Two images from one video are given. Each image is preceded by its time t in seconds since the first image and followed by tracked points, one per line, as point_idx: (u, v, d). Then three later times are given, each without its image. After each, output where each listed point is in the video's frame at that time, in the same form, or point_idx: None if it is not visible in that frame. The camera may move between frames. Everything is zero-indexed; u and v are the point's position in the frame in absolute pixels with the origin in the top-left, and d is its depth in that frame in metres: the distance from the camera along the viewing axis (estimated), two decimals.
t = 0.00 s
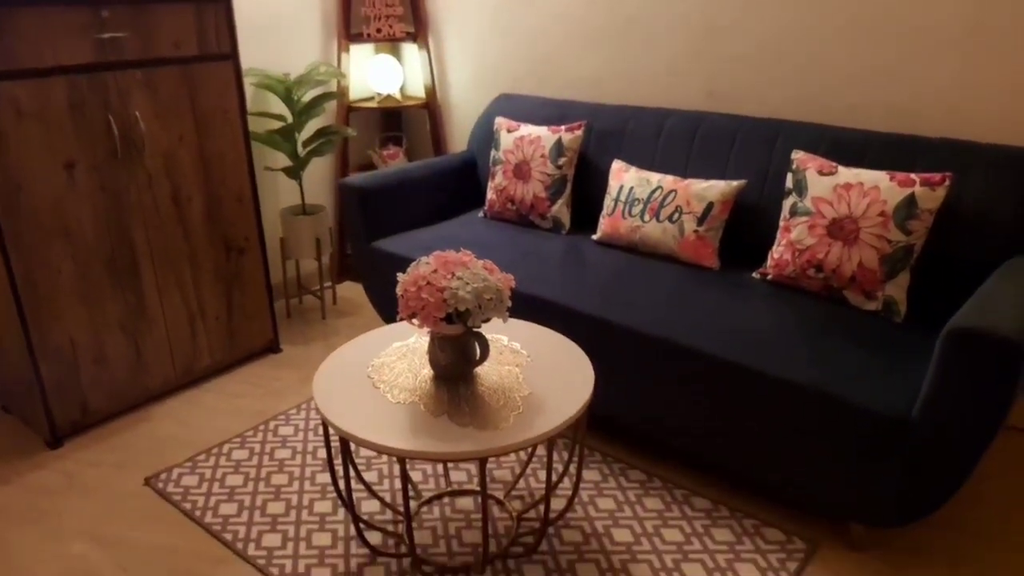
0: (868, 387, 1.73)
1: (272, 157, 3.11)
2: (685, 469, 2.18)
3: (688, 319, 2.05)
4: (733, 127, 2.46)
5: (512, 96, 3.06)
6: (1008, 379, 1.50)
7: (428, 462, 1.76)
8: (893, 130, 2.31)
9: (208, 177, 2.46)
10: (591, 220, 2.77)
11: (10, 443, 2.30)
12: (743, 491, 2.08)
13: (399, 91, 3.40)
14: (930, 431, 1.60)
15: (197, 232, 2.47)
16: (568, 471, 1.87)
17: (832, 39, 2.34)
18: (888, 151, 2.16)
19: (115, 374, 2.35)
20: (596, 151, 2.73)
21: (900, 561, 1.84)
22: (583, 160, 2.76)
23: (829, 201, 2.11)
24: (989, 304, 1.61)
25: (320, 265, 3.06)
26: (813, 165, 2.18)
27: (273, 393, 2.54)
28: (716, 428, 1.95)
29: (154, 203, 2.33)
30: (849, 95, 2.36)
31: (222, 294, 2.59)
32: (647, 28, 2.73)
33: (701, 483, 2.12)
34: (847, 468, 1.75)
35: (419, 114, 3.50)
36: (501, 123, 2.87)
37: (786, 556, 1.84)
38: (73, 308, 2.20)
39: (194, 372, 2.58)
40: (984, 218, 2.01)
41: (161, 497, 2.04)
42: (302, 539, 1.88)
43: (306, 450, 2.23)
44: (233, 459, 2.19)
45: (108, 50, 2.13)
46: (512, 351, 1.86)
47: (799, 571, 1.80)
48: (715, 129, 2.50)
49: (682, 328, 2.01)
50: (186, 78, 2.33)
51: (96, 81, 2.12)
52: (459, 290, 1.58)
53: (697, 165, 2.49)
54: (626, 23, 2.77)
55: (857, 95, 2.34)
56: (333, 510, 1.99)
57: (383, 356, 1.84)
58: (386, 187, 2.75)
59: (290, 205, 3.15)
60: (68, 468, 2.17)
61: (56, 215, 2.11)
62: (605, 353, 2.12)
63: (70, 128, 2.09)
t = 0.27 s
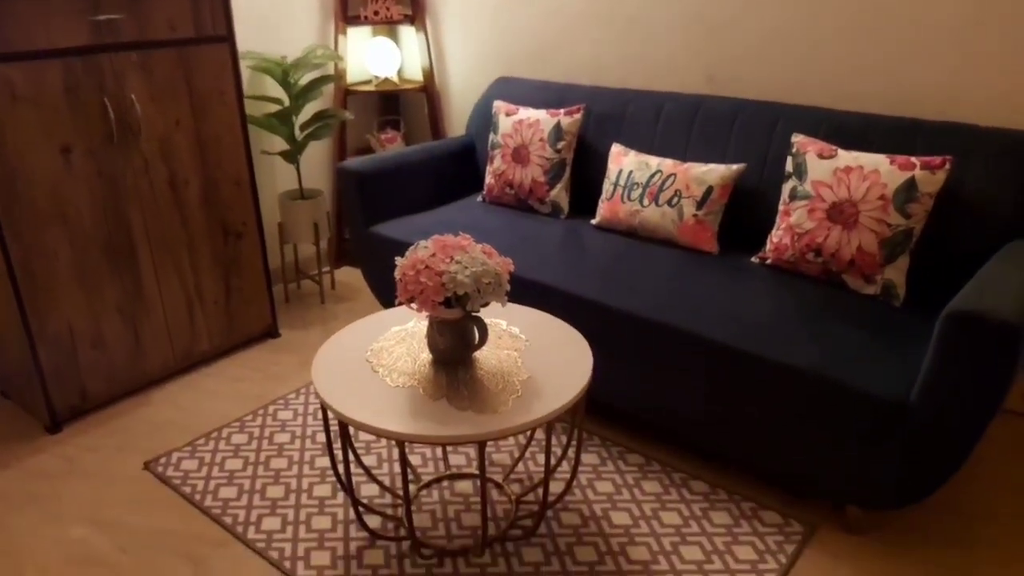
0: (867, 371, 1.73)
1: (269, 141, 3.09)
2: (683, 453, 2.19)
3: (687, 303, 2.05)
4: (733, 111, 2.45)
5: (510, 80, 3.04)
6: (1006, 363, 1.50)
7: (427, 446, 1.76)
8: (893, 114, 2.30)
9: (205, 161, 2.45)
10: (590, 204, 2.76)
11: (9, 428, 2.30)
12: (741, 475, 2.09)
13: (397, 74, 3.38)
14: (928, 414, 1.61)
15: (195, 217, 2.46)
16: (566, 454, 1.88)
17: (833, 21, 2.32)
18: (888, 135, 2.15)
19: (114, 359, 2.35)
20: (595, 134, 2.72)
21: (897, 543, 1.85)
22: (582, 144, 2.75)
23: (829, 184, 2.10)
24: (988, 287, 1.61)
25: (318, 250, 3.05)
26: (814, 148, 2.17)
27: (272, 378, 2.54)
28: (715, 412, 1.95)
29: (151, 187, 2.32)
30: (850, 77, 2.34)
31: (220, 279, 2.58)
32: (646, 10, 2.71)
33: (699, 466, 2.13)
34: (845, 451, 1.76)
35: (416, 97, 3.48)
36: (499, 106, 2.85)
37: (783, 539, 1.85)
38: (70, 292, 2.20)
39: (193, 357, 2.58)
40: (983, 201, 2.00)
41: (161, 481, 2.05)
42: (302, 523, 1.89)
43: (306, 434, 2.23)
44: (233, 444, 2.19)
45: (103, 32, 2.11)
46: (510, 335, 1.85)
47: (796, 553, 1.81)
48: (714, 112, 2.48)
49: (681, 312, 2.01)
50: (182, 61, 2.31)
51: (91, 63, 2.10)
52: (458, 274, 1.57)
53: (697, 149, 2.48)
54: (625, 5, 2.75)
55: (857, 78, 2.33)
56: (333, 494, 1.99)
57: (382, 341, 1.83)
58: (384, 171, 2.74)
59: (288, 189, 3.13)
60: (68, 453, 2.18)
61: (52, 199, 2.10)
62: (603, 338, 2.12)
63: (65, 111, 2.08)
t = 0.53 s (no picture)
0: (865, 359, 1.73)
1: (266, 131, 3.08)
2: (682, 441, 2.19)
3: (685, 292, 2.05)
4: (732, 99, 2.44)
5: (508, 68, 3.02)
6: (1004, 350, 1.51)
7: (426, 435, 1.76)
8: (893, 101, 2.29)
9: (202, 151, 2.43)
10: (589, 194, 2.75)
11: (8, 420, 2.30)
12: (740, 463, 2.10)
13: (394, 63, 3.36)
14: (926, 402, 1.61)
15: (192, 207, 2.45)
16: (566, 443, 1.88)
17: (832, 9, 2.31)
18: (888, 123, 2.15)
19: (112, 350, 2.35)
20: (594, 123, 2.70)
21: (895, 531, 1.86)
22: (580, 133, 2.73)
23: (828, 172, 2.09)
24: (987, 275, 1.61)
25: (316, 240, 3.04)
26: (813, 136, 2.17)
27: (271, 368, 2.54)
28: (714, 400, 1.95)
29: (148, 178, 2.31)
30: (848, 66, 2.34)
31: (218, 270, 2.57)
32: None
33: (698, 455, 2.13)
34: (844, 439, 1.76)
35: (414, 87, 3.47)
36: (497, 96, 2.83)
37: (782, 527, 1.86)
38: (68, 284, 2.19)
39: (192, 348, 2.58)
40: (983, 189, 2.00)
41: (161, 472, 2.05)
42: (302, 512, 1.89)
43: (305, 425, 2.23)
44: (232, 434, 2.19)
45: (96, 22, 2.09)
46: (509, 325, 1.85)
47: (795, 541, 1.82)
48: (713, 100, 2.47)
49: (679, 301, 2.01)
50: (178, 51, 2.29)
51: (86, 53, 2.09)
52: (456, 264, 1.57)
53: (696, 138, 2.47)
54: None
55: (856, 65, 2.32)
56: (333, 484, 2.00)
57: (381, 331, 1.83)
58: (381, 161, 2.73)
59: (285, 180, 3.12)
60: (68, 444, 2.18)
61: (49, 190, 2.09)
62: (602, 327, 2.12)
63: (60, 102, 2.06)
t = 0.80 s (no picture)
0: (862, 347, 1.73)
1: (262, 118, 3.06)
2: (679, 429, 2.19)
3: (683, 280, 2.05)
4: (730, 86, 2.43)
5: (505, 55, 3.01)
6: (1001, 338, 1.51)
7: (423, 422, 1.76)
8: (891, 89, 2.29)
9: (197, 138, 2.42)
10: (586, 182, 2.74)
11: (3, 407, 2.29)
12: (736, 450, 2.10)
13: (391, 50, 3.34)
14: (922, 390, 1.62)
15: (188, 195, 2.44)
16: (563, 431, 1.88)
17: None
18: (886, 110, 2.14)
19: (108, 337, 2.34)
20: (592, 111, 2.69)
21: (890, 518, 1.87)
22: (578, 121, 2.72)
23: (826, 160, 2.09)
24: (984, 263, 1.61)
25: (312, 228, 3.03)
26: (811, 124, 2.16)
27: (268, 356, 2.54)
28: (710, 388, 1.96)
29: (143, 165, 2.30)
30: (846, 53, 2.33)
31: (214, 257, 2.57)
32: None
33: (694, 442, 2.14)
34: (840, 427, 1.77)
35: (410, 74, 3.45)
36: (494, 83, 2.82)
37: (777, 514, 1.87)
38: (63, 270, 2.18)
39: (188, 335, 2.57)
40: (980, 177, 2.00)
41: (157, 459, 2.05)
42: (299, 499, 1.90)
43: (302, 412, 2.23)
44: (229, 422, 2.19)
45: (90, 6, 2.07)
46: (506, 312, 1.85)
47: (790, 528, 1.83)
48: (711, 88, 2.46)
49: (676, 289, 2.00)
50: (173, 37, 2.28)
51: (80, 38, 2.07)
52: (453, 251, 1.56)
53: (694, 125, 2.47)
54: None
55: (854, 52, 2.32)
56: (330, 471, 2.00)
57: (378, 318, 1.83)
58: (378, 148, 2.72)
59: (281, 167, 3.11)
60: (64, 431, 2.18)
61: (43, 176, 2.08)
62: (599, 315, 2.12)
63: (54, 87, 2.05)
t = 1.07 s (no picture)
0: (860, 337, 1.74)
1: (259, 108, 3.05)
2: (677, 419, 2.20)
3: (681, 271, 2.05)
4: (729, 76, 2.42)
5: (504, 45, 2.99)
6: (999, 329, 1.51)
7: (422, 412, 1.77)
8: (890, 79, 2.28)
9: (195, 128, 2.41)
10: (585, 173, 2.74)
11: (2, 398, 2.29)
12: (734, 441, 2.11)
13: (389, 40, 3.32)
14: (920, 380, 1.62)
15: (186, 185, 2.43)
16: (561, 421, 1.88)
17: None
18: (886, 101, 2.14)
19: (107, 328, 2.34)
20: (591, 101, 2.68)
21: (886, 507, 1.88)
22: (577, 111, 2.72)
23: (825, 151, 2.09)
24: (983, 254, 1.61)
25: (311, 219, 3.03)
26: (810, 114, 2.15)
27: (266, 347, 2.54)
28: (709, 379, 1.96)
29: (141, 155, 2.29)
30: (845, 43, 2.33)
31: (212, 248, 2.56)
32: None
33: (693, 433, 2.14)
34: (838, 418, 1.77)
35: (409, 64, 3.43)
36: (492, 73, 2.81)
37: (774, 503, 1.88)
38: (61, 261, 2.18)
39: (187, 326, 2.57)
40: (979, 167, 2.00)
41: (157, 449, 2.05)
42: (298, 490, 1.90)
43: (301, 403, 2.24)
44: (228, 413, 2.20)
45: None
46: (505, 303, 1.85)
47: (787, 517, 1.83)
48: (711, 78, 2.46)
49: (675, 280, 2.01)
50: (169, 26, 2.26)
51: (76, 27, 2.06)
52: (452, 241, 1.56)
53: (693, 116, 2.46)
54: None
55: (853, 42, 2.31)
56: (329, 461, 2.00)
57: (376, 309, 1.83)
58: (376, 139, 2.71)
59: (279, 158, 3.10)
60: (63, 422, 2.18)
61: (40, 166, 2.07)
62: (598, 306, 2.12)
63: (51, 77, 2.04)
